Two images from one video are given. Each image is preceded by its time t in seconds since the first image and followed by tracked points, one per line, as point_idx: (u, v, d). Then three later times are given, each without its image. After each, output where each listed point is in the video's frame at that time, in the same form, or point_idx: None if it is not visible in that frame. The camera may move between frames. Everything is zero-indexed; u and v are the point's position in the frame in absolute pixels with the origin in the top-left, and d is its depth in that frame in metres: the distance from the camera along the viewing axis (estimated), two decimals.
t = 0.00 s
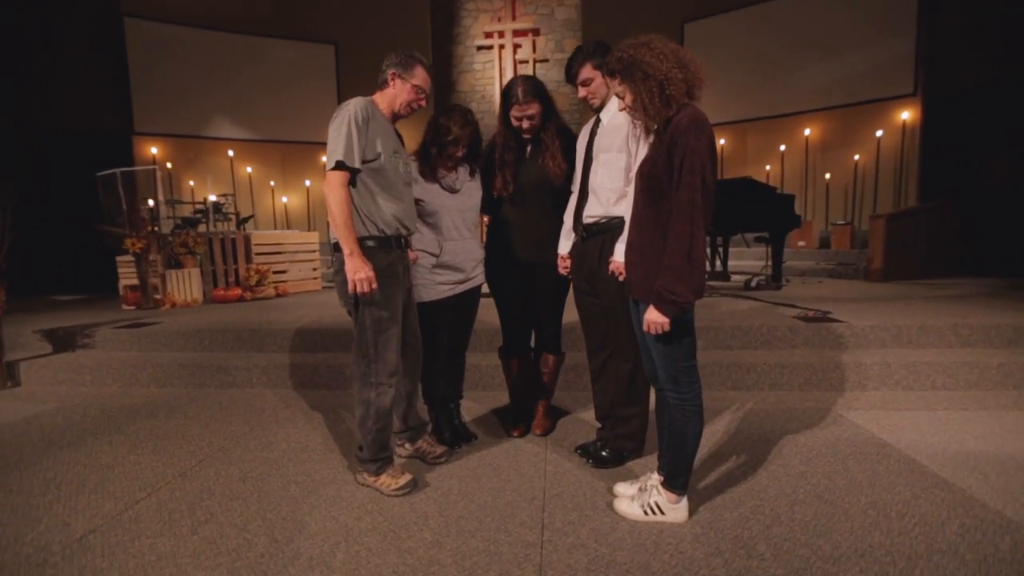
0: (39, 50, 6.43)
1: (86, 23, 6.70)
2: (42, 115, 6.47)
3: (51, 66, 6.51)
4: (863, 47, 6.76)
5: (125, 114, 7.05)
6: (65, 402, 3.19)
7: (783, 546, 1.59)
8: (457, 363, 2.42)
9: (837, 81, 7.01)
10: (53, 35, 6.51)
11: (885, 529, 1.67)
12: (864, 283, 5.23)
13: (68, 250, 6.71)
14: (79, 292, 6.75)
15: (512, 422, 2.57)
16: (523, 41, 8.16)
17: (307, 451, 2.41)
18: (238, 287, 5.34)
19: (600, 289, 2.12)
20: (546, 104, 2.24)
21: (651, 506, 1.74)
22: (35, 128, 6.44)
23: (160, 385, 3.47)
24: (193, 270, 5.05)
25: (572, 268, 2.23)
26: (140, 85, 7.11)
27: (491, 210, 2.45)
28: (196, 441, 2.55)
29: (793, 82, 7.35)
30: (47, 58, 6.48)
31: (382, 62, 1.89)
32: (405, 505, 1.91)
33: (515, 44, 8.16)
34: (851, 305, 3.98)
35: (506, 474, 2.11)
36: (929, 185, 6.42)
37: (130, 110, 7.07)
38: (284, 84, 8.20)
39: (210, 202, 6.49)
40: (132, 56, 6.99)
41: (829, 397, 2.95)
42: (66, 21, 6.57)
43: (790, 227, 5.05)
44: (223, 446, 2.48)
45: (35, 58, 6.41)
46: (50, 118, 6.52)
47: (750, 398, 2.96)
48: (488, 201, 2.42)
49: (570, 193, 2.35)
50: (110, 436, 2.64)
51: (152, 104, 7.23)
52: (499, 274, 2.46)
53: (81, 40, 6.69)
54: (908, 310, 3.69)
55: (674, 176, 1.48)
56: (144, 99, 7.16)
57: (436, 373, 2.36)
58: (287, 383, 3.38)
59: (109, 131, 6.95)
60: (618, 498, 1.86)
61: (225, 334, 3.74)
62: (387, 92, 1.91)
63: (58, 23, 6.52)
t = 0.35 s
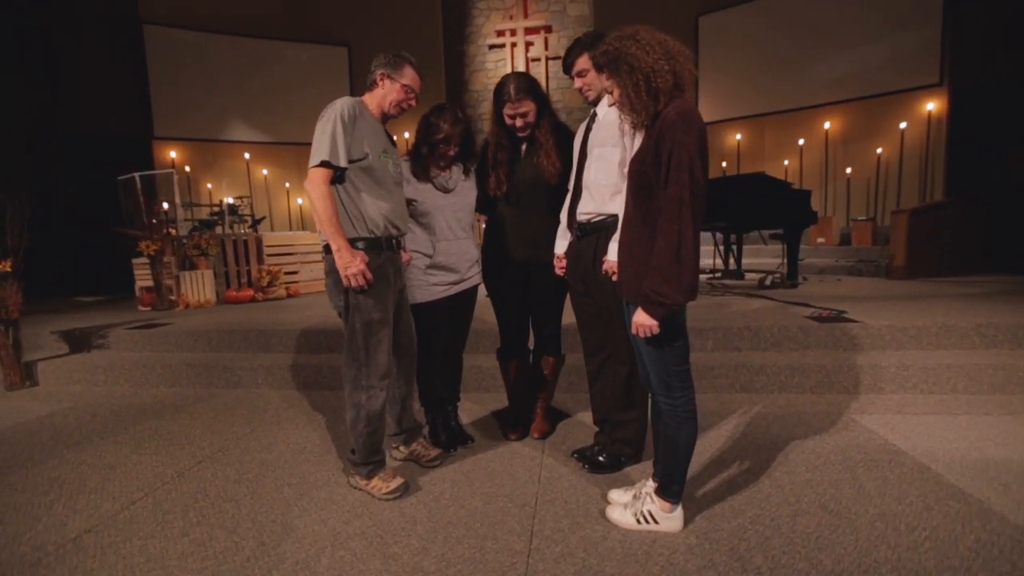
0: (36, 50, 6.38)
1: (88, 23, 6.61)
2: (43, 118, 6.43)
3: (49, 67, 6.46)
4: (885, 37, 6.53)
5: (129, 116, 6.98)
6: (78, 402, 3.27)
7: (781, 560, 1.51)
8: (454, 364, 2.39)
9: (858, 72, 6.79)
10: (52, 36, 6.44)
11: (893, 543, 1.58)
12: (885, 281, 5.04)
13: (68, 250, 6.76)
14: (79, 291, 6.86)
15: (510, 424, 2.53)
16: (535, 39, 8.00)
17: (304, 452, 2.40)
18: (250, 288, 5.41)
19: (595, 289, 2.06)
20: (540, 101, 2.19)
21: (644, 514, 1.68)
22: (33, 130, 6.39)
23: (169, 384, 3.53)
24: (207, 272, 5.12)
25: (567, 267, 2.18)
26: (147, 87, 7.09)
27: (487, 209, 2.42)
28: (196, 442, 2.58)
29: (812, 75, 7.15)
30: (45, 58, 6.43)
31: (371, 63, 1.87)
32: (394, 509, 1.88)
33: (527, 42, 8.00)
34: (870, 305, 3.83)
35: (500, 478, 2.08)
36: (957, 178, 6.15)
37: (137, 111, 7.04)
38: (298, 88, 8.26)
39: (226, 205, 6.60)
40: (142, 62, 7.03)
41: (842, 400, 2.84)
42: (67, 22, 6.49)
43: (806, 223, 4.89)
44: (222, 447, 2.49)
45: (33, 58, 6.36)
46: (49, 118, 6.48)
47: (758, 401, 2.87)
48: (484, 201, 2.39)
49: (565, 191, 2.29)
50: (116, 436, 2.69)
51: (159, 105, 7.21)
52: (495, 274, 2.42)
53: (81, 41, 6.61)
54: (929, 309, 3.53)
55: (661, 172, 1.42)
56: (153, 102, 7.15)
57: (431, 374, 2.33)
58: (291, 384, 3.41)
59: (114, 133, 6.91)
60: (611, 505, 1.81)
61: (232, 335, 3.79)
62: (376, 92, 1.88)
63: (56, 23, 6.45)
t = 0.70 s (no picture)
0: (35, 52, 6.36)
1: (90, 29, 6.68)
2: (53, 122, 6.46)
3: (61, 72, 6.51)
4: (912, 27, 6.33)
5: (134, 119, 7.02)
6: (90, 401, 3.35)
7: None
8: (450, 368, 2.37)
9: (878, 66, 6.59)
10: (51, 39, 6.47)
11: (896, 560, 1.51)
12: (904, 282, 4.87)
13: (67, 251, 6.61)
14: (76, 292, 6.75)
15: (508, 429, 2.50)
16: (546, 38, 7.91)
17: (302, 455, 2.41)
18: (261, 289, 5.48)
19: (590, 293, 2.02)
20: (534, 101, 2.16)
21: (636, 525, 1.63)
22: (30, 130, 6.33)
23: (177, 384, 3.59)
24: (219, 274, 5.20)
25: (563, 270, 2.14)
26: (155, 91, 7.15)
27: (483, 212, 2.39)
28: (196, 443, 2.61)
29: (830, 70, 6.96)
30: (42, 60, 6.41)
31: (362, 65, 1.85)
32: (384, 515, 1.87)
33: (539, 42, 7.92)
34: (887, 307, 3.70)
35: (493, 484, 2.05)
36: (983, 174, 5.91)
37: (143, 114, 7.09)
38: (308, 92, 8.20)
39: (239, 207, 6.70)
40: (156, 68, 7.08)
41: (853, 406, 2.74)
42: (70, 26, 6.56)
43: (820, 223, 4.74)
44: (222, 448, 2.52)
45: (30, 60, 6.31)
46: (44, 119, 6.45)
47: (764, 406, 2.79)
48: (480, 203, 2.37)
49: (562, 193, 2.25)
50: (121, 436, 2.74)
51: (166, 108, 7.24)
52: (492, 276, 2.39)
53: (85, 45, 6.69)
54: (949, 312, 3.39)
55: (648, 173, 1.37)
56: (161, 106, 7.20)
57: (427, 379, 2.31)
58: (295, 385, 3.43)
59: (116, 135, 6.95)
60: (604, 514, 1.76)
61: (239, 337, 3.83)
62: (366, 94, 1.86)
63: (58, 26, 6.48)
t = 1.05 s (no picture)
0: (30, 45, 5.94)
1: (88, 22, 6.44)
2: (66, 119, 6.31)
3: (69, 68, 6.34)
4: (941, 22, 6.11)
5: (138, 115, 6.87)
6: (106, 398, 3.45)
7: None
8: (446, 372, 2.35)
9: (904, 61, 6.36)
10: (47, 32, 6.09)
11: None
12: (931, 286, 4.67)
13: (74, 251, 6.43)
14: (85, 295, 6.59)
15: (505, 434, 2.47)
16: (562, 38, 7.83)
17: (300, 456, 2.42)
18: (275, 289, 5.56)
19: (584, 298, 1.97)
20: (530, 101, 2.13)
21: (625, 538, 1.58)
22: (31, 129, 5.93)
23: (189, 383, 3.66)
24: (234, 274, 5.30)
25: (558, 274, 2.10)
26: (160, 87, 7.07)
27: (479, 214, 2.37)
28: (200, 441, 2.65)
29: (854, 66, 6.74)
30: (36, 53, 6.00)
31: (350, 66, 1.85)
32: (374, 519, 1.85)
33: (554, 42, 7.86)
34: (909, 312, 3.54)
35: (485, 490, 2.02)
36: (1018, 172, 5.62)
37: (148, 111, 6.95)
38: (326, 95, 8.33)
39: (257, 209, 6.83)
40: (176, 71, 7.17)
41: (868, 416, 2.63)
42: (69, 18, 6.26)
43: (839, 223, 4.60)
44: (224, 448, 2.55)
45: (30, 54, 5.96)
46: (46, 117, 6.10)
47: (773, 414, 2.69)
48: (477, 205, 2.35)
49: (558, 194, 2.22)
50: (129, 433, 2.80)
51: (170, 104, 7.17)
52: (489, 280, 2.36)
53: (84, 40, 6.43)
54: (975, 318, 3.22)
55: (631, 175, 1.34)
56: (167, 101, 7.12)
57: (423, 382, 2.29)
58: (301, 385, 3.46)
59: (119, 133, 6.75)
60: (594, 525, 1.72)
61: (249, 337, 3.88)
62: (355, 96, 1.86)
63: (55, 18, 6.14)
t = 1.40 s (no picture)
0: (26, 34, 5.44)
1: (80, 7, 5.98)
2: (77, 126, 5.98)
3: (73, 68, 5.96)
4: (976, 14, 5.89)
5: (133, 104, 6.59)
6: (127, 396, 3.56)
7: None
8: (447, 375, 2.35)
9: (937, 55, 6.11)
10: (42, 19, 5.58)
11: None
12: (964, 291, 4.44)
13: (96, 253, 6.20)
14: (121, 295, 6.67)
15: (506, 439, 2.46)
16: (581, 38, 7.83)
17: (304, 455, 2.45)
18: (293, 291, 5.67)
19: (581, 304, 1.95)
20: (529, 102, 2.11)
21: (616, 549, 1.55)
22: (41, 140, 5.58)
23: (205, 382, 3.76)
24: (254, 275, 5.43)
25: (558, 279, 2.07)
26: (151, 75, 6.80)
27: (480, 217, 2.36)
28: (210, 440, 2.71)
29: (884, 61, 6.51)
30: (32, 45, 5.53)
31: (344, 70, 1.89)
32: (368, 522, 1.86)
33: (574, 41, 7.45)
34: (936, 319, 3.38)
35: (481, 496, 2.01)
36: None
37: (141, 101, 6.69)
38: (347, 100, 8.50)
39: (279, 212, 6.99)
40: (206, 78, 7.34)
41: (886, 427, 2.51)
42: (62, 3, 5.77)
43: (863, 226, 4.45)
44: (231, 447, 2.60)
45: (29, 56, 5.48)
46: (47, 113, 5.69)
47: (785, 423, 2.60)
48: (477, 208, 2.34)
49: (557, 197, 2.19)
50: (143, 432, 2.87)
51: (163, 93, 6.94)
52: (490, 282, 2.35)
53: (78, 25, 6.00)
54: (1008, 325, 3.04)
55: (618, 180, 1.31)
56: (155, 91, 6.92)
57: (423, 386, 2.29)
58: (313, 385, 3.52)
59: (117, 134, 6.45)
60: (587, 534, 1.69)
61: (264, 338, 3.96)
62: (351, 99, 1.91)
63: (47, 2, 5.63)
